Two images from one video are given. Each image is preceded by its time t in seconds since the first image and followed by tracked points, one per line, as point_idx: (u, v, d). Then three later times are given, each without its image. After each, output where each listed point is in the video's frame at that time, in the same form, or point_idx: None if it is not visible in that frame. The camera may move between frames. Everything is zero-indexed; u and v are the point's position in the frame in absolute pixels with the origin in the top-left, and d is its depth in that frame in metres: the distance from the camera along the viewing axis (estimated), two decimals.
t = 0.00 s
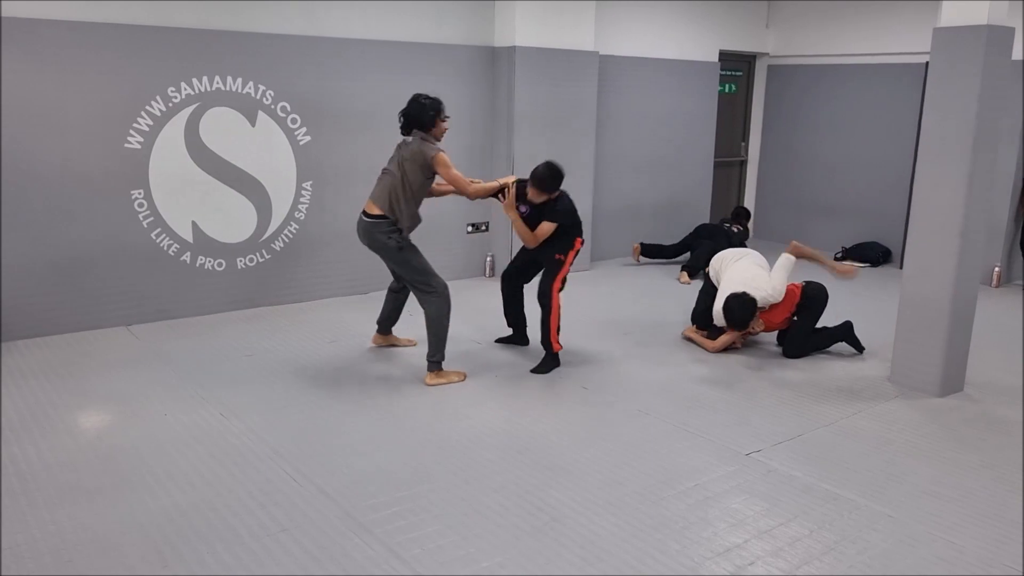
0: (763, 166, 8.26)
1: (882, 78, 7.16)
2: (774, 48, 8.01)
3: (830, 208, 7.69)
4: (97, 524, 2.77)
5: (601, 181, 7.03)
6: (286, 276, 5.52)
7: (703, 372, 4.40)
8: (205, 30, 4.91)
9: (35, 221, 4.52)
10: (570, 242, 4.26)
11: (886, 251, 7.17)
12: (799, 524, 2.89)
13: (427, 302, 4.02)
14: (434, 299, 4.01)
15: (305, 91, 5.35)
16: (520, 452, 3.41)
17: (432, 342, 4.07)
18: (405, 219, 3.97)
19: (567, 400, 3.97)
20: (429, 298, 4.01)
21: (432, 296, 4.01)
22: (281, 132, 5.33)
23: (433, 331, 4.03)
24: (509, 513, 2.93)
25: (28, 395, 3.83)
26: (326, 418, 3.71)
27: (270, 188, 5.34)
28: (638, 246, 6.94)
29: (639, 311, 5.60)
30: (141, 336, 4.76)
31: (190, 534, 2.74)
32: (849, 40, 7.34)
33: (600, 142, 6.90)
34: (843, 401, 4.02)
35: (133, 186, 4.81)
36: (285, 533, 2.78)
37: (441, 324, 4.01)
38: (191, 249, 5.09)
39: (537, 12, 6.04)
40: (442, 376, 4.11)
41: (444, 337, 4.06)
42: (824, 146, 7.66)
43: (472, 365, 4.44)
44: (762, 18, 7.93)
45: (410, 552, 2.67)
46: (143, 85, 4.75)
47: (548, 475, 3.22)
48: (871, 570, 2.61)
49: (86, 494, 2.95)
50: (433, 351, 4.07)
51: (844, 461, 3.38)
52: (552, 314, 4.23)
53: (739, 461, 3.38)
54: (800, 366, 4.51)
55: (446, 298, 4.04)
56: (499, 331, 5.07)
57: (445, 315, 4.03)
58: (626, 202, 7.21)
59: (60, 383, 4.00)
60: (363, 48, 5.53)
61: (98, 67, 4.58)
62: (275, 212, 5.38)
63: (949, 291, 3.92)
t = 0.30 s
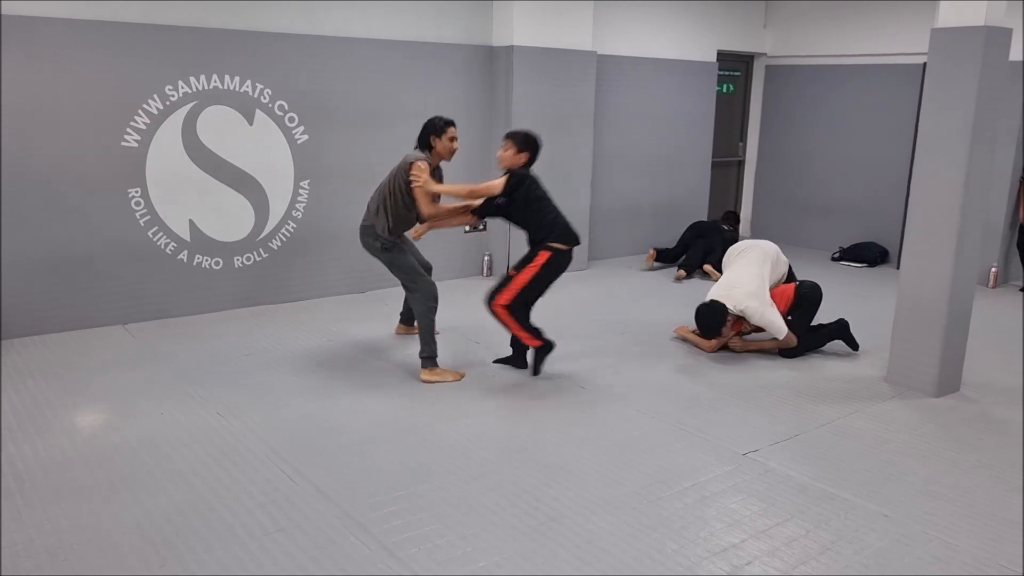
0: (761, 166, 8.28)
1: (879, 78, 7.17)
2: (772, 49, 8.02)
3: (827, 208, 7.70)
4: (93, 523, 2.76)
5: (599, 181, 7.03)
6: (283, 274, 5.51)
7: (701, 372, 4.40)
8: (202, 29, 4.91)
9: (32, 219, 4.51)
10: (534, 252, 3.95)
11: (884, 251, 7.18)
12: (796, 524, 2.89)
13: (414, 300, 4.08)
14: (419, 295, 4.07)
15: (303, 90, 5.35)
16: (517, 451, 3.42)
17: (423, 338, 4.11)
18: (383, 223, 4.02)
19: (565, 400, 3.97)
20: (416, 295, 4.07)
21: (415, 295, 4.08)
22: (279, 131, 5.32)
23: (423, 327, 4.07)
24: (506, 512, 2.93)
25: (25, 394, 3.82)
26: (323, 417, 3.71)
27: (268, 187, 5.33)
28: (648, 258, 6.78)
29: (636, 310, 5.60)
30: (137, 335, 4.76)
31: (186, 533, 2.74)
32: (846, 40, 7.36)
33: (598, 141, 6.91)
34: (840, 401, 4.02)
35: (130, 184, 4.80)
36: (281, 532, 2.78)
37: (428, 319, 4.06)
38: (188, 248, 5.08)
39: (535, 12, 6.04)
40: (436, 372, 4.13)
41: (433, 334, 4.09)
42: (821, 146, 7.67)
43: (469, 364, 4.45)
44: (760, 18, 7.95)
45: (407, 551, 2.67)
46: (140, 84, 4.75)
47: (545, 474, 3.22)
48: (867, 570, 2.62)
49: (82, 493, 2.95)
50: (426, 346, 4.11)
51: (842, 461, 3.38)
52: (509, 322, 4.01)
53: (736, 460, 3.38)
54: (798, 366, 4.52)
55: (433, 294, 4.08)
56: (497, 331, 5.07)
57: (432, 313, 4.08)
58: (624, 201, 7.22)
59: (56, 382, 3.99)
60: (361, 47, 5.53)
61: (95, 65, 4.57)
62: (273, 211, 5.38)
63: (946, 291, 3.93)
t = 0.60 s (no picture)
0: (759, 166, 8.28)
1: (878, 78, 7.18)
2: (771, 48, 8.03)
3: (826, 208, 7.70)
4: (92, 522, 2.76)
5: (598, 180, 7.03)
6: (282, 273, 5.51)
7: (700, 372, 4.40)
8: (201, 28, 4.90)
9: (31, 218, 4.51)
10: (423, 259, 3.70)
11: (882, 251, 7.18)
12: (794, 524, 2.89)
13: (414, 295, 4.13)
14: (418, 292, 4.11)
15: (302, 89, 5.34)
16: (517, 450, 3.41)
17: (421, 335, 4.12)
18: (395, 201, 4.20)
19: (564, 399, 3.97)
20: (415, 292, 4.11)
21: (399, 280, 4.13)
22: (278, 130, 5.32)
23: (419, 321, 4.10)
24: (505, 512, 2.93)
25: (24, 393, 3.82)
26: (322, 416, 3.70)
27: (266, 186, 5.33)
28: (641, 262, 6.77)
29: (635, 310, 5.61)
30: (136, 333, 4.75)
31: (185, 532, 2.73)
32: (845, 40, 7.36)
33: (597, 141, 6.91)
34: (839, 401, 4.03)
35: (129, 183, 4.79)
36: (280, 531, 2.78)
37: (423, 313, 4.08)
38: (187, 247, 5.08)
39: (534, 11, 6.04)
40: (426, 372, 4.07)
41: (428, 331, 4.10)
42: (820, 146, 7.68)
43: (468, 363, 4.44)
44: (759, 18, 7.95)
45: (406, 550, 2.66)
46: (139, 82, 4.74)
47: (545, 473, 3.22)
48: (865, 569, 2.62)
49: (81, 493, 2.94)
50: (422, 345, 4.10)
51: (841, 461, 3.38)
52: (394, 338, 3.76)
53: (735, 460, 3.38)
54: (797, 366, 4.52)
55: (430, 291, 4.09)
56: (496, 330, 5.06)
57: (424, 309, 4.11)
58: (623, 201, 7.22)
59: (54, 381, 3.99)
60: (360, 46, 5.52)
61: (93, 64, 4.56)
62: (271, 210, 5.37)
63: (945, 291, 3.93)
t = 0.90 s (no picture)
0: (758, 166, 8.29)
1: (877, 77, 7.18)
2: (770, 48, 8.03)
3: (825, 207, 7.71)
4: (91, 522, 2.76)
5: (597, 180, 7.03)
6: (281, 272, 5.51)
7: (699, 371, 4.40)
8: (200, 27, 4.89)
9: (30, 217, 4.50)
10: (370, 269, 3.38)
11: (880, 251, 7.19)
12: (793, 523, 2.90)
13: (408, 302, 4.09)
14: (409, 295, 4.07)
15: (301, 88, 5.34)
16: (516, 450, 3.42)
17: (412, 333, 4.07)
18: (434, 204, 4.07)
19: (563, 398, 3.97)
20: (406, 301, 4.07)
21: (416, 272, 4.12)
22: (277, 129, 5.32)
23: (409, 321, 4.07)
24: (504, 511, 2.93)
25: (23, 392, 3.81)
26: (321, 415, 3.70)
27: (264, 185, 5.32)
28: (615, 263, 6.81)
29: (634, 309, 5.61)
30: (134, 332, 4.74)
31: (183, 532, 2.73)
32: (844, 40, 7.37)
33: (596, 140, 6.91)
34: (837, 401, 4.03)
35: (127, 182, 4.79)
36: (279, 531, 2.77)
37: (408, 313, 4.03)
38: (185, 246, 5.07)
39: (533, 10, 6.03)
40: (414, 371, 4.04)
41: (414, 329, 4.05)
42: (819, 146, 7.68)
43: (467, 362, 4.44)
44: (758, 18, 7.95)
45: (405, 549, 2.66)
46: (137, 81, 4.73)
47: (543, 473, 3.22)
48: (864, 569, 2.62)
49: (79, 492, 2.94)
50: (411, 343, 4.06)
51: (839, 460, 3.38)
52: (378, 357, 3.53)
53: (734, 459, 3.38)
54: (795, 365, 4.52)
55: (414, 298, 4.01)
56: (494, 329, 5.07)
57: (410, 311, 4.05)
58: (622, 200, 7.22)
59: (52, 380, 3.98)
60: (360, 44, 5.51)
61: (92, 62, 4.56)
62: (270, 209, 5.37)
63: (943, 291, 3.94)
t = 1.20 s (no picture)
0: (757, 165, 8.29)
1: (876, 77, 7.18)
2: (769, 48, 8.04)
3: (824, 207, 7.72)
4: (89, 520, 2.76)
5: (596, 179, 7.03)
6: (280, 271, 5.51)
7: (698, 370, 4.40)
8: (199, 26, 4.89)
9: (28, 217, 4.49)
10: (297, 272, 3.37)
11: (879, 250, 7.20)
12: (792, 523, 2.90)
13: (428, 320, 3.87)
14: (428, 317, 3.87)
15: (300, 87, 5.34)
16: (515, 449, 3.41)
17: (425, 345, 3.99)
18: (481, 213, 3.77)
19: (562, 397, 3.97)
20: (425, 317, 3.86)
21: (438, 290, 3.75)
22: (275, 127, 5.31)
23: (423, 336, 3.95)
24: (503, 510, 2.93)
25: (22, 391, 3.81)
26: (321, 414, 3.70)
27: (263, 184, 5.32)
28: (616, 263, 6.80)
29: (633, 308, 5.61)
30: (133, 331, 4.74)
31: (183, 531, 2.73)
32: (843, 40, 7.37)
33: (595, 140, 6.91)
34: (836, 400, 4.03)
35: (126, 181, 4.78)
36: (277, 529, 2.77)
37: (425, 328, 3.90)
38: (184, 245, 5.06)
39: (533, 9, 6.03)
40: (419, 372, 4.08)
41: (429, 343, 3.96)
42: (818, 146, 7.68)
43: (466, 361, 4.45)
44: (757, 17, 7.96)
45: (403, 548, 2.66)
46: (137, 79, 4.73)
47: (542, 472, 3.22)
48: (862, 568, 2.62)
49: (78, 491, 2.93)
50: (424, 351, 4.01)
51: (838, 460, 3.38)
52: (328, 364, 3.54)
53: (733, 459, 3.38)
54: (795, 365, 4.52)
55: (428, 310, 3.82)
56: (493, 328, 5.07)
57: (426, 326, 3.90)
58: (621, 199, 7.22)
59: (51, 378, 3.98)
60: (359, 43, 5.51)
61: (91, 61, 4.55)
62: (269, 208, 5.37)
63: (942, 291, 3.94)
